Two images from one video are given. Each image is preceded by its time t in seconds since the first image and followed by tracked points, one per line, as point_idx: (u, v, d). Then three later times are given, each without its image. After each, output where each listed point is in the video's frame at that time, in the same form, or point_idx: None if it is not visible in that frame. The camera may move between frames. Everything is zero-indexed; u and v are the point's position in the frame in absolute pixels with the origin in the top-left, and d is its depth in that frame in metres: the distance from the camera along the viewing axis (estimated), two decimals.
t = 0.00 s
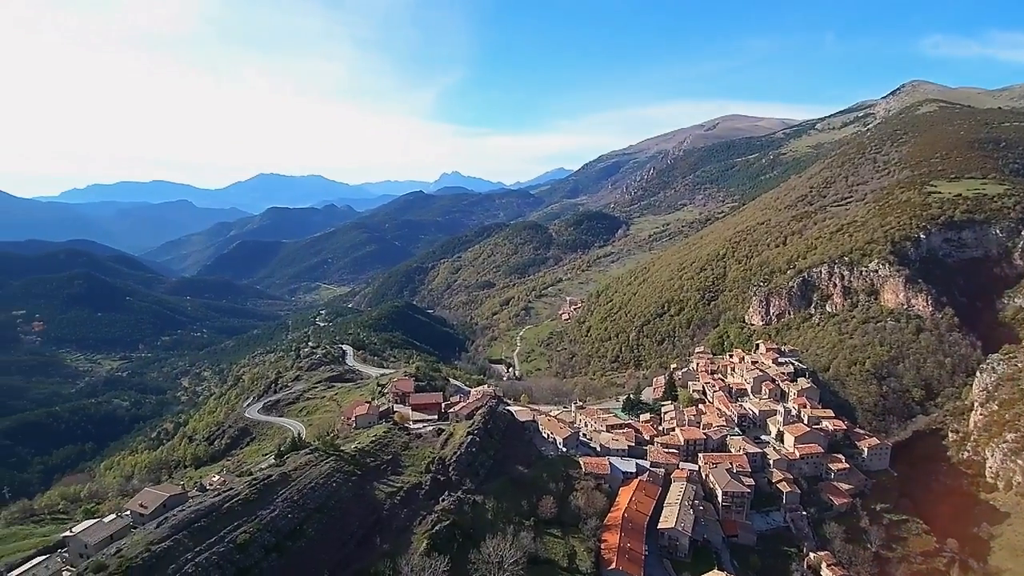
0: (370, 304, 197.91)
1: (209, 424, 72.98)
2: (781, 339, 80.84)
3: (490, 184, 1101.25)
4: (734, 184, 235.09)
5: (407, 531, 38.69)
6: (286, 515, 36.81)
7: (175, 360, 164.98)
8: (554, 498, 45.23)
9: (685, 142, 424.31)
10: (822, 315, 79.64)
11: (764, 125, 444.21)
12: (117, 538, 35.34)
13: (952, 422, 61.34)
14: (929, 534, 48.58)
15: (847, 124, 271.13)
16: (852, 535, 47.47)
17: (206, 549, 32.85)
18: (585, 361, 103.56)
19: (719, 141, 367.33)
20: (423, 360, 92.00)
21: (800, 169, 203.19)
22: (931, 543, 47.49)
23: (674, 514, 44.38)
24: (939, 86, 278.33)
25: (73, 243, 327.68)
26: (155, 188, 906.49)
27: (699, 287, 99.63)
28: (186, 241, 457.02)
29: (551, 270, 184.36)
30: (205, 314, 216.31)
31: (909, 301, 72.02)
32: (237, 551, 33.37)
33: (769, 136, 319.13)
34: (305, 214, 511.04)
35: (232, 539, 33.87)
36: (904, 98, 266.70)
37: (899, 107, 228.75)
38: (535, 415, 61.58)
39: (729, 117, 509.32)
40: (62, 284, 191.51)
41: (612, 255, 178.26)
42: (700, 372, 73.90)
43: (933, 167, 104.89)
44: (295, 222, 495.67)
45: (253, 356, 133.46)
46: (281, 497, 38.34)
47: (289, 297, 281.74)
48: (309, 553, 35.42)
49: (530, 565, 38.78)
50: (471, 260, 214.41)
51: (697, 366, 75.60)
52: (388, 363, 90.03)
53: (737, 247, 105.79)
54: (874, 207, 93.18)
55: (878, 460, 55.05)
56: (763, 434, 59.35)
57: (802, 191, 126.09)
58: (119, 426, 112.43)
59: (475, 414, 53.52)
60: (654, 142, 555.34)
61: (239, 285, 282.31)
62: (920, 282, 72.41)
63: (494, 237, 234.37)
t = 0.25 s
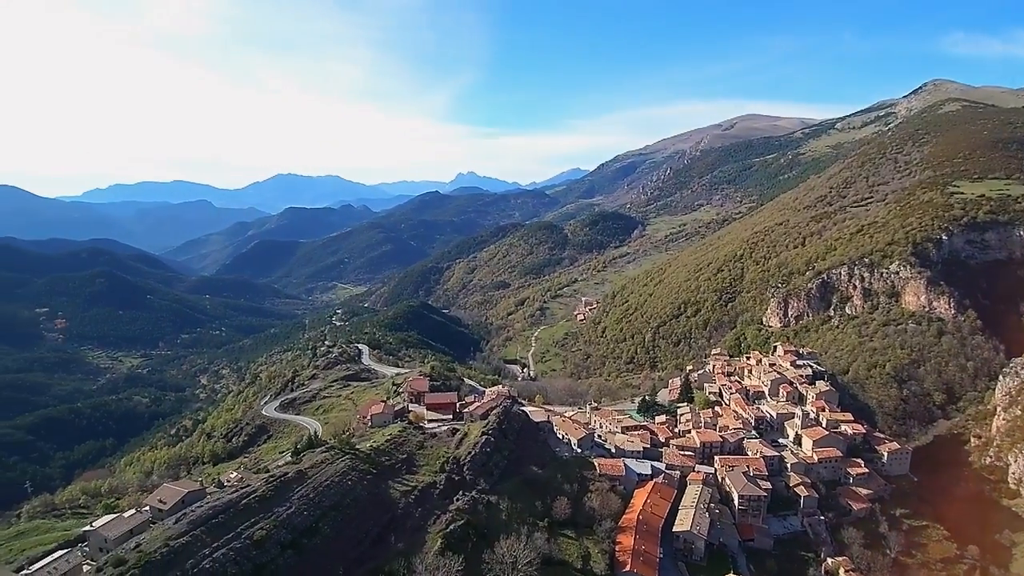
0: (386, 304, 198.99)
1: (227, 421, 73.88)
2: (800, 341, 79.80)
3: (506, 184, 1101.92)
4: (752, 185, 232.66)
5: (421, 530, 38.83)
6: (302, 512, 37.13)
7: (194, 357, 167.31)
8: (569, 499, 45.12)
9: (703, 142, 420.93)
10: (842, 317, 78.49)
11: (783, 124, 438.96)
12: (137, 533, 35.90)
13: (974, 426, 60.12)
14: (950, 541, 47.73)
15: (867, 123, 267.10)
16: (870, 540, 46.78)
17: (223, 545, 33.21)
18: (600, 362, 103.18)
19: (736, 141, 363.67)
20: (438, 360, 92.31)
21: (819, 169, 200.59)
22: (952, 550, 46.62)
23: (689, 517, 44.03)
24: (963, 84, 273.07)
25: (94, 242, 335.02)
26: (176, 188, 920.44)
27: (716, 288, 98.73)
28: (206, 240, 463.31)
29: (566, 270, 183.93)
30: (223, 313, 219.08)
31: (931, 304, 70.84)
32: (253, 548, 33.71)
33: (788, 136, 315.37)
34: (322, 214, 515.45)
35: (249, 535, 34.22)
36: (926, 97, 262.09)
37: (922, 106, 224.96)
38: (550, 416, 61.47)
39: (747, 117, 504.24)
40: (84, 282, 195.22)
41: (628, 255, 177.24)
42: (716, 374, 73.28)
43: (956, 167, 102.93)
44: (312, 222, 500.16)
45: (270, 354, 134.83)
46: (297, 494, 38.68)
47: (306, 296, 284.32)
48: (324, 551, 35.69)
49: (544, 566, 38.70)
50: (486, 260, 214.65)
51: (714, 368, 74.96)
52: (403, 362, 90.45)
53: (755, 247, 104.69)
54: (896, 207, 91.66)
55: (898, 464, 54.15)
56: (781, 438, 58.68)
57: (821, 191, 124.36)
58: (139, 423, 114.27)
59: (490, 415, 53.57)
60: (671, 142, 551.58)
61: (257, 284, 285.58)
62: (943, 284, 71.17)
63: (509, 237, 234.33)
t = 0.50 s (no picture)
0: (402, 303, 200.17)
1: (245, 419, 74.81)
2: (819, 343, 78.63)
3: (523, 184, 1102.54)
4: (772, 185, 229.94)
5: (436, 529, 38.93)
6: (318, 509, 37.43)
7: (214, 355, 169.75)
8: (583, 501, 44.96)
9: (721, 142, 416.89)
10: (863, 320, 77.18)
11: (804, 124, 433.36)
12: (156, 527, 36.44)
13: (998, 432, 58.30)
14: (971, 548, 46.81)
15: (890, 122, 262.41)
16: (890, 547, 45.99)
17: (241, 541, 33.58)
18: (616, 363, 102.67)
19: (756, 140, 359.55)
20: (453, 360, 92.63)
21: (841, 169, 197.66)
22: (973, 557, 45.74)
23: (705, 520, 43.61)
24: (991, 82, 267.11)
25: (118, 242, 341.47)
26: (198, 188, 934.74)
27: (734, 289, 97.69)
28: (227, 239, 469.81)
29: (583, 271, 183.38)
30: (243, 311, 221.95)
31: (955, 306, 69.54)
32: (270, 544, 33.98)
33: (808, 135, 311.21)
34: (341, 214, 520.00)
35: (266, 532, 34.57)
36: (952, 96, 256.96)
37: (947, 104, 220.48)
38: (566, 417, 61.34)
39: (767, 116, 498.46)
40: (108, 281, 199.16)
41: (645, 256, 176.23)
42: (734, 376, 72.56)
43: (982, 167, 100.77)
44: (330, 222, 504.67)
45: (288, 353, 136.29)
46: (313, 492, 38.98)
47: (324, 295, 286.94)
48: (340, 548, 35.96)
49: (559, 567, 38.59)
50: (503, 260, 214.79)
51: (731, 370, 74.23)
52: (419, 362, 90.90)
53: (775, 249, 103.41)
54: (919, 208, 89.93)
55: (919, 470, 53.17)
56: (800, 441, 57.88)
57: (842, 192, 122.48)
58: (160, 419, 116.21)
59: (505, 415, 53.58)
60: (689, 142, 547.24)
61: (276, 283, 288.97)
62: (967, 287, 69.84)
63: (526, 237, 234.27)
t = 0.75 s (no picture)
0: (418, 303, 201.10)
1: (263, 416, 75.66)
2: (839, 346, 77.51)
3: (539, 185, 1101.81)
4: (791, 185, 227.20)
5: (450, 528, 39.01)
6: (334, 507, 37.69)
7: (232, 353, 171.96)
8: (598, 502, 44.77)
9: (739, 141, 412.92)
10: (883, 322, 75.95)
11: (824, 123, 427.62)
12: (176, 523, 36.94)
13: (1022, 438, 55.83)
14: (994, 555, 45.75)
15: (913, 122, 257.96)
16: (911, 553, 45.16)
17: (257, 537, 33.90)
18: (631, 364, 102.19)
19: (775, 140, 355.54)
20: (469, 360, 92.85)
21: (861, 169, 194.80)
22: (996, 565, 44.71)
23: (721, 524, 43.15)
24: (1017, 80, 261.51)
25: (140, 241, 347.41)
26: (217, 189, 947.46)
27: (752, 291, 96.71)
28: (245, 239, 475.65)
29: (598, 271, 182.80)
30: (261, 310, 224.58)
31: (977, 309, 68.52)
32: (286, 541, 34.29)
33: (828, 135, 307.14)
34: (358, 215, 523.88)
35: (282, 529, 34.86)
36: (977, 94, 251.95)
37: (971, 103, 216.27)
38: (580, 418, 61.15)
39: (786, 116, 492.77)
40: (129, 279, 202.65)
41: (661, 256, 175.16)
42: (752, 378, 71.81)
43: (1007, 167, 98.70)
44: (347, 221, 508.55)
45: (305, 351, 137.58)
46: (329, 490, 39.28)
47: (340, 294, 289.21)
48: (355, 546, 36.18)
49: (573, 569, 38.45)
50: (518, 260, 214.77)
51: (749, 372, 73.50)
52: (434, 361, 91.26)
53: (793, 249, 102.22)
54: (941, 209, 88.35)
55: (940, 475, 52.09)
56: (818, 445, 57.09)
57: (863, 192, 120.63)
58: (180, 416, 118.00)
59: (520, 415, 53.54)
60: (707, 141, 542.87)
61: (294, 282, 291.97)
62: (990, 289, 68.69)
63: (542, 237, 234.03)
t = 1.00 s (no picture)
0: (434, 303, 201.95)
1: (280, 414, 76.47)
2: (859, 348, 76.24)
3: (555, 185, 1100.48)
4: (810, 185, 224.35)
5: (464, 528, 39.06)
6: (349, 505, 37.94)
7: (250, 351, 174.08)
8: (612, 504, 44.54)
9: (758, 141, 408.65)
10: (905, 325, 74.56)
11: (845, 123, 421.73)
12: (194, 518, 37.44)
13: None
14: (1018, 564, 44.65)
15: (936, 121, 253.40)
16: (931, 560, 44.27)
17: (274, 534, 34.24)
18: (647, 365, 101.55)
19: (794, 140, 351.30)
20: (484, 360, 92.98)
21: (883, 169, 191.77)
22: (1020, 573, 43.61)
23: (737, 527, 42.68)
24: None
25: (162, 240, 353.30)
26: (237, 189, 959.85)
27: (770, 292, 95.59)
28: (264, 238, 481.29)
29: (614, 272, 182.01)
30: (278, 309, 227.07)
31: (1002, 312, 66.91)
32: (302, 538, 34.56)
33: (849, 135, 302.79)
34: (375, 215, 527.51)
35: (298, 526, 35.16)
36: (1002, 93, 246.81)
37: (997, 102, 212.04)
38: (596, 419, 60.90)
39: (806, 115, 486.65)
40: (150, 278, 205.95)
41: (678, 257, 173.89)
42: (769, 381, 71.01)
43: None
44: (364, 221, 512.08)
45: (322, 350, 138.80)
46: (345, 488, 39.54)
47: (357, 294, 291.34)
48: (369, 544, 36.35)
49: (587, 571, 38.31)
50: (534, 260, 214.63)
51: (766, 375, 72.66)
52: (449, 360, 91.55)
53: (813, 251, 100.87)
54: (965, 209, 86.59)
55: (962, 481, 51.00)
56: (837, 449, 56.27)
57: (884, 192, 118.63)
58: (199, 412, 119.70)
59: (534, 415, 53.48)
60: (725, 141, 538.08)
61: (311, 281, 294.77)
62: (1015, 292, 67.08)
63: (557, 237, 233.62)
